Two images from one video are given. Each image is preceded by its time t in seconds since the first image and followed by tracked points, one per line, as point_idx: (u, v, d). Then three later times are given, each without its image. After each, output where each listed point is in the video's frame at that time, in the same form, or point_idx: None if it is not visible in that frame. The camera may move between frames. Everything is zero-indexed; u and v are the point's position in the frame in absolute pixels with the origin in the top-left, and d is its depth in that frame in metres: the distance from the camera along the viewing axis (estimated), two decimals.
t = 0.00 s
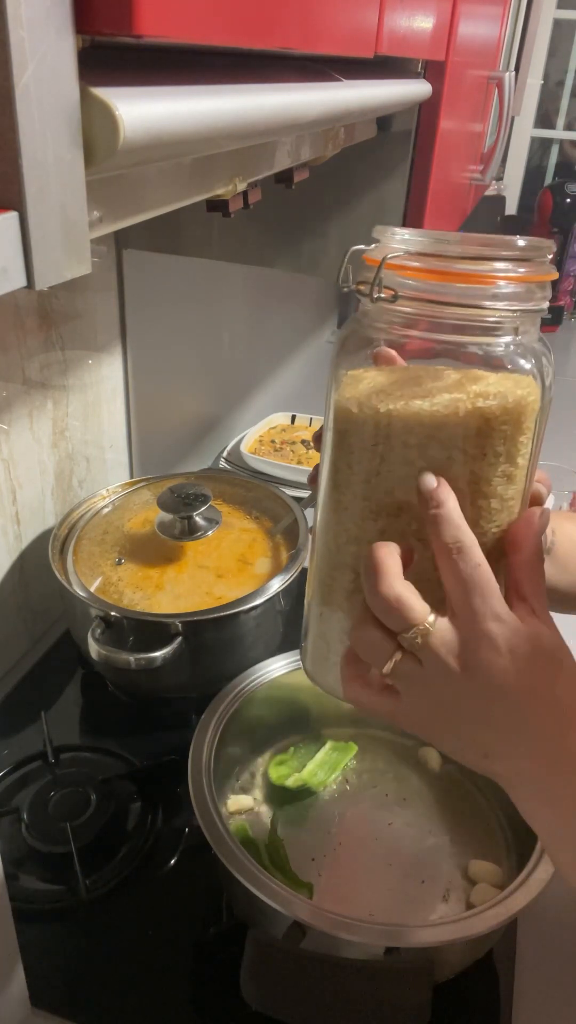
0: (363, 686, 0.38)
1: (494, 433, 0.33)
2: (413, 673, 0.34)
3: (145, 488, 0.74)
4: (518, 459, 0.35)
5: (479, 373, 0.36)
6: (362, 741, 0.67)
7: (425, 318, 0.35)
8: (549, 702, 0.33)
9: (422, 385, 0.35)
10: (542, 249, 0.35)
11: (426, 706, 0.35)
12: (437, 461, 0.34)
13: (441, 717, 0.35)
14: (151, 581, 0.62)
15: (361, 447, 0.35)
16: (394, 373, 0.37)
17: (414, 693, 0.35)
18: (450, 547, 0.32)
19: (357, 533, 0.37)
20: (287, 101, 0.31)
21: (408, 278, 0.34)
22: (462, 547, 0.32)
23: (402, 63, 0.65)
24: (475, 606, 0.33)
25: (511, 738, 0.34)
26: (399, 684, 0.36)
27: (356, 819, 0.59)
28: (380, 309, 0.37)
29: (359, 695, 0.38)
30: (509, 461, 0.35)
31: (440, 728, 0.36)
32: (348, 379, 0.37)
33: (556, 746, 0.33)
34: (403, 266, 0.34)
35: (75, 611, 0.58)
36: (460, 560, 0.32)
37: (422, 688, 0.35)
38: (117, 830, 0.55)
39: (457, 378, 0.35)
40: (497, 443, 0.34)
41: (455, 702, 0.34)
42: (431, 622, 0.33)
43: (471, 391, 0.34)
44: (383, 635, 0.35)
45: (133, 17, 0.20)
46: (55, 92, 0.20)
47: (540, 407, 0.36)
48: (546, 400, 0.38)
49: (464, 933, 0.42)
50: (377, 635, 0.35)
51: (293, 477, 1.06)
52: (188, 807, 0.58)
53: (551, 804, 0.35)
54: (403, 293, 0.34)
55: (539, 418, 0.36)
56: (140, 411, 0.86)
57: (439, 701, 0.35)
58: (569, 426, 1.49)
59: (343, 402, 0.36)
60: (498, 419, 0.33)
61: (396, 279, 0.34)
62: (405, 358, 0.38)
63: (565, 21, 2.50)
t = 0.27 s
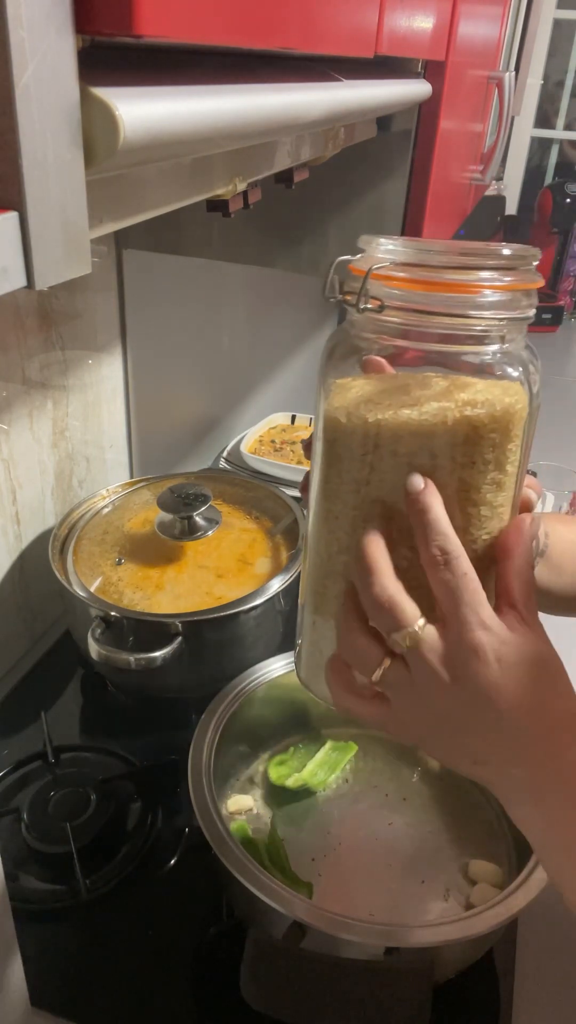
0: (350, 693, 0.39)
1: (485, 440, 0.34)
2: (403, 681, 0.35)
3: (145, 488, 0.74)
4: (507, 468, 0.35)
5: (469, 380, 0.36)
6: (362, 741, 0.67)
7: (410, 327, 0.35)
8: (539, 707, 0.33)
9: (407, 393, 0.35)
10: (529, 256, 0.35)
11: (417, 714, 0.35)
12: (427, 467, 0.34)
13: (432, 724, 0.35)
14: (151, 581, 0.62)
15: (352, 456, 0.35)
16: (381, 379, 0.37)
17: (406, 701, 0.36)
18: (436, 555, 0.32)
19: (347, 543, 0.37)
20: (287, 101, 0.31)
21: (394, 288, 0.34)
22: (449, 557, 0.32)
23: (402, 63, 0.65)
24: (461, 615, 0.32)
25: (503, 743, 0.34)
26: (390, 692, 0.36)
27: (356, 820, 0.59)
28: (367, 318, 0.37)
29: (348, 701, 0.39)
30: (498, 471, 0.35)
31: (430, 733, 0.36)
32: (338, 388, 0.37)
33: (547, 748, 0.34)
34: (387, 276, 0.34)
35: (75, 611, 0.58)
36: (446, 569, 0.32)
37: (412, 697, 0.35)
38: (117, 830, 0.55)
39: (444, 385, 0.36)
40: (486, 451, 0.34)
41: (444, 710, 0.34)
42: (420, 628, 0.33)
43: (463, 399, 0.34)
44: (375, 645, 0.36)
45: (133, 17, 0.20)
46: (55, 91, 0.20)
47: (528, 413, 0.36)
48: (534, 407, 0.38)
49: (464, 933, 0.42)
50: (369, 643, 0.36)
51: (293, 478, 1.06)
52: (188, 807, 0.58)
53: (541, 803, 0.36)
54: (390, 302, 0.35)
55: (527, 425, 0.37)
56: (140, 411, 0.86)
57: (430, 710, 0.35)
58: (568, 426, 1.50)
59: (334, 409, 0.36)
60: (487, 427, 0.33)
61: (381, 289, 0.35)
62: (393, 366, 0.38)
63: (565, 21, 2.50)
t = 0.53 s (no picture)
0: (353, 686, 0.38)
1: (473, 439, 0.33)
2: (418, 685, 0.35)
3: (145, 488, 0.74)
4: (496, 469, 0.35)
5: (457, 381, 0.36)
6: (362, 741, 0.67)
7: (397, 329, 0.35)
8: (545, 714, 0.34)
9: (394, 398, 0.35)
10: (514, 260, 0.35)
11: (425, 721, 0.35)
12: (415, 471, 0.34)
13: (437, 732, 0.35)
14: (151, 581, 0.62)
15: (342, 462, 0.35)
16: (372, 382, 0.37)
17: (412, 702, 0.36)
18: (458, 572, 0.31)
19: (340, 546, 0.38)
20: (288, 100, 0.31)
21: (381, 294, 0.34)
22: (473, 581, 0.31)
23: (402, 63, 0.65)
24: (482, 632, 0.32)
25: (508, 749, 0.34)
26: (402, 693, 0.36)
27: (356, 820, 0.59)
28: (354, 320, 0.37)
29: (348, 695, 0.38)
30: (486, 472, 0.35)
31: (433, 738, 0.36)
32: (327, 391, 0.37)
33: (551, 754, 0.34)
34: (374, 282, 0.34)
35: (75, 611, 0.58)
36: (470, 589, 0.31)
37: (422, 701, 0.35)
38: (117, 830, 0.55)
39: (431, 387, 0.35)
40: (474, 452, 0.34)
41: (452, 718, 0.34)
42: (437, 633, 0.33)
43: (454, 401, 0.34)
44: (392, 641, 0.35)
45: (132, 17, 0.20)
46: (55, 91, 0.20)
47: (515, 413, 0.36)
48: (520, 409, 0.38)
49: (464, 933, 0.42)
50: (381, 642, 0.35)
51: (293, 477, 1.06)
52: (188, 806, 0.58)
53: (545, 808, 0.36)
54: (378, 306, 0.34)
55: (514, 425, 0.37)
56: (140, 411, 0.86)
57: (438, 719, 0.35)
58: (567, 426, 1.50)
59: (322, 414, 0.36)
60: (475, 429, 0.33)
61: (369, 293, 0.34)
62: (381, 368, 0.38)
63: (565, 21, 2.50)
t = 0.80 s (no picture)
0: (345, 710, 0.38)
1: (453, 457, 0.33)
2: (405, 704, 0.35)
3: (145, 488, 0.74)
4: (476, 488, 0.35)
5: (440, 393, 0.36)
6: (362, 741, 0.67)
7: (380, 349, 0.34)
8: (530, 723, 0.34)
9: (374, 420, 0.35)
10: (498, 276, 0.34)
11: (415, 738, 0.35)
12: (395, 490, 0.34)
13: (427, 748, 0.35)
14: (151, 581, 0.62)
15: (325, 480, 0.35)
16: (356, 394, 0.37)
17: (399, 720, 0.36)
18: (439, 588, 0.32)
19: (323, 564, 0.38)
20: (288, 101, 0.31)
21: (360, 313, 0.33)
22: (448, 593, 0.32)
23: (402, 63, 0.65)
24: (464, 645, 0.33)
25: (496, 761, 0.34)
26: (391, 715, 0.36)
27: (356, 820, 0.59)
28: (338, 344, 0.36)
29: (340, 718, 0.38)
30: (466, 492, 0.35)
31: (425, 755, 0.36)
32: (311, 405, 0.37)
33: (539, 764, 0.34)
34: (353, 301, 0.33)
35: (75, 611, 0.58)
36: (446, 598, 0.32)
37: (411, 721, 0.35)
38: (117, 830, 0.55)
39: (414, 400, 0.35)
40: (454, 471, 0.34)
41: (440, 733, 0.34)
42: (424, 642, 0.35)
43: (438, 415, 0.34)
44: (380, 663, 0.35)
45: (133, 17, 0.20)
46: (55, 91, 0.20)
47: (498, 429, 0.36)
48: (503, 420, 0.38)
49: (464, 933, 0.42)
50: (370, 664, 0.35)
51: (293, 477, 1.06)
52: (188, 807, 0.58)
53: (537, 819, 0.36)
54: (360, 324, 0.34)
55: (497, 439, 0.37)
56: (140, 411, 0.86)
57: (425, 735, 0.35)
58: (567, 427, 1.50)
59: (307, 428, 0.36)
60: (453, 448, 0.33)
61: (349, 312, 0.34)
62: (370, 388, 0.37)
63: (565, 21, 2.50)
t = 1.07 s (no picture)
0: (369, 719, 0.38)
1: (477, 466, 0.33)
2: (431, 716, 0.35)
3: (145, 488, 0.74)
4: (500, 499, 0.35)
5: (469, 401, 0.36)
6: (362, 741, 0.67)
7: (409, 349, 0.34)
8: (550, 738, 0.34)
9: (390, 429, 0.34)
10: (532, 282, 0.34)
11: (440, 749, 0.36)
12: (417, 498, 0.34)
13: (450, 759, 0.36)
14: (151, 581, 0.62)
15: (345, 486, 0.35)
16: (375, 399, 0.36)
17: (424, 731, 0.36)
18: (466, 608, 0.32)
19: (338, 568, 0.37)
20: (288, 101, 0.31)
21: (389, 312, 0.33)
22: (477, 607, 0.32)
23: (402, 63, 0.65)
24: (492, 662, 0.33)
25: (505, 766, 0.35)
26: (415, 723, 0.36)
27: (356, 820, 0.59)
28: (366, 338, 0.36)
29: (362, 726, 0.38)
30: (488, 503, 0.35)
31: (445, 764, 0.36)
32: (328, 409, 0.37)
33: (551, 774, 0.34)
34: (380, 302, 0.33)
35: (75, 611, 0.58)
36: (475, 616, 0.32)
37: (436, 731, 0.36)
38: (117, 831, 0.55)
39: (444, 407, 0.35)
40: (476, 482, 0.34)
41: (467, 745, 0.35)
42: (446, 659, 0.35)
43: (460, 425, 0.34)
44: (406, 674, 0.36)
45: (132, 17, 0.20)
46: (55, 92, 0.20)
47: (528, 438, 0.36)
48: (534, 430, 0.38)
49: (465, 933, 0.42)
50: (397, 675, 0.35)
51: (293, 477, 1.06)
52: (188, 807, 0.58)
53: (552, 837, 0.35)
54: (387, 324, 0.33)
55: (526, 452, 0.36)
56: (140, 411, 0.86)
57: (451, 746, 0.35)
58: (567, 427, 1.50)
59: (327, 431, 0.36)
60: (478, 462, 0.33)
61: (374, 311, 0.34)
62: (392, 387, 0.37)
63: (564, 21, 2.50)
